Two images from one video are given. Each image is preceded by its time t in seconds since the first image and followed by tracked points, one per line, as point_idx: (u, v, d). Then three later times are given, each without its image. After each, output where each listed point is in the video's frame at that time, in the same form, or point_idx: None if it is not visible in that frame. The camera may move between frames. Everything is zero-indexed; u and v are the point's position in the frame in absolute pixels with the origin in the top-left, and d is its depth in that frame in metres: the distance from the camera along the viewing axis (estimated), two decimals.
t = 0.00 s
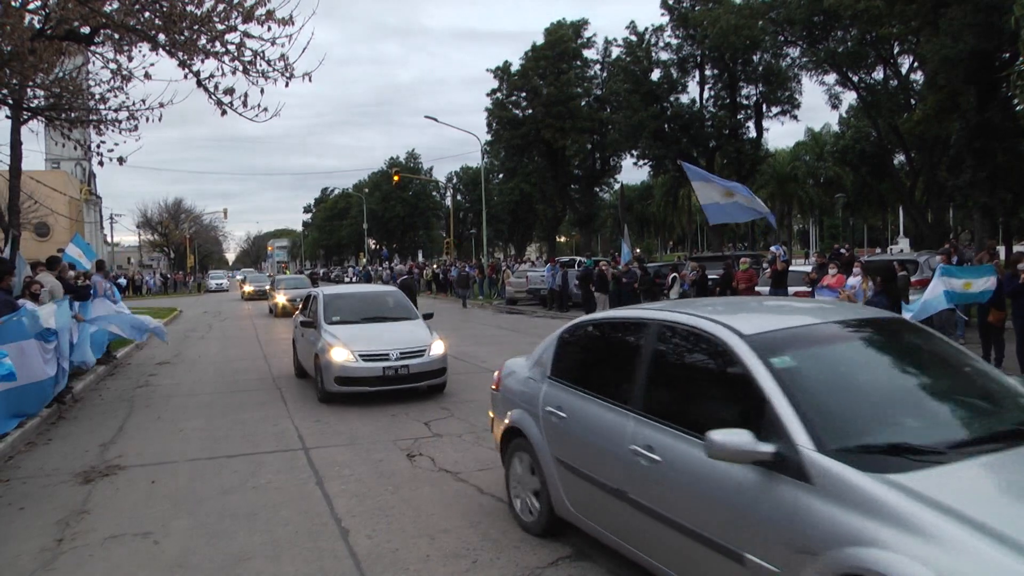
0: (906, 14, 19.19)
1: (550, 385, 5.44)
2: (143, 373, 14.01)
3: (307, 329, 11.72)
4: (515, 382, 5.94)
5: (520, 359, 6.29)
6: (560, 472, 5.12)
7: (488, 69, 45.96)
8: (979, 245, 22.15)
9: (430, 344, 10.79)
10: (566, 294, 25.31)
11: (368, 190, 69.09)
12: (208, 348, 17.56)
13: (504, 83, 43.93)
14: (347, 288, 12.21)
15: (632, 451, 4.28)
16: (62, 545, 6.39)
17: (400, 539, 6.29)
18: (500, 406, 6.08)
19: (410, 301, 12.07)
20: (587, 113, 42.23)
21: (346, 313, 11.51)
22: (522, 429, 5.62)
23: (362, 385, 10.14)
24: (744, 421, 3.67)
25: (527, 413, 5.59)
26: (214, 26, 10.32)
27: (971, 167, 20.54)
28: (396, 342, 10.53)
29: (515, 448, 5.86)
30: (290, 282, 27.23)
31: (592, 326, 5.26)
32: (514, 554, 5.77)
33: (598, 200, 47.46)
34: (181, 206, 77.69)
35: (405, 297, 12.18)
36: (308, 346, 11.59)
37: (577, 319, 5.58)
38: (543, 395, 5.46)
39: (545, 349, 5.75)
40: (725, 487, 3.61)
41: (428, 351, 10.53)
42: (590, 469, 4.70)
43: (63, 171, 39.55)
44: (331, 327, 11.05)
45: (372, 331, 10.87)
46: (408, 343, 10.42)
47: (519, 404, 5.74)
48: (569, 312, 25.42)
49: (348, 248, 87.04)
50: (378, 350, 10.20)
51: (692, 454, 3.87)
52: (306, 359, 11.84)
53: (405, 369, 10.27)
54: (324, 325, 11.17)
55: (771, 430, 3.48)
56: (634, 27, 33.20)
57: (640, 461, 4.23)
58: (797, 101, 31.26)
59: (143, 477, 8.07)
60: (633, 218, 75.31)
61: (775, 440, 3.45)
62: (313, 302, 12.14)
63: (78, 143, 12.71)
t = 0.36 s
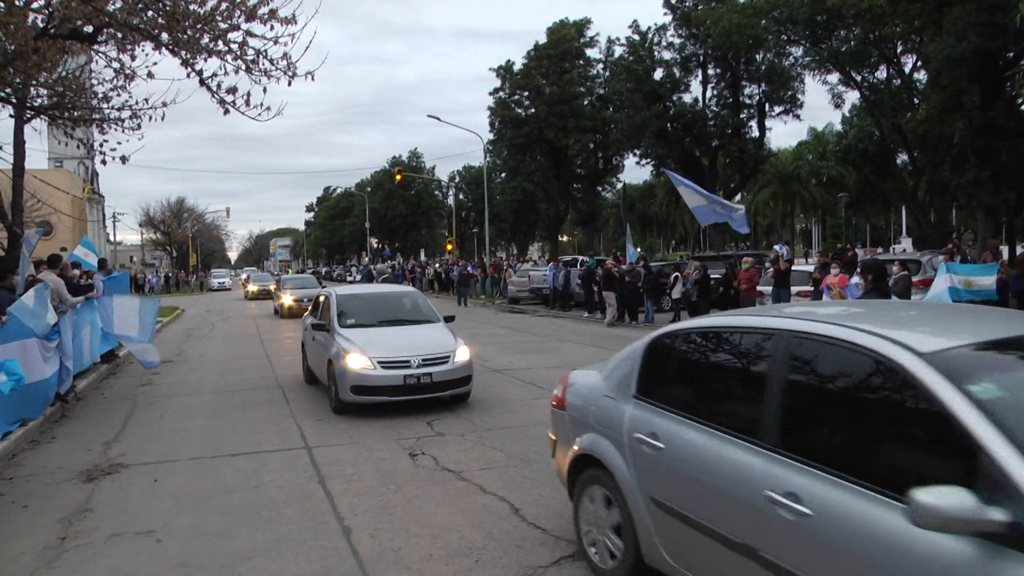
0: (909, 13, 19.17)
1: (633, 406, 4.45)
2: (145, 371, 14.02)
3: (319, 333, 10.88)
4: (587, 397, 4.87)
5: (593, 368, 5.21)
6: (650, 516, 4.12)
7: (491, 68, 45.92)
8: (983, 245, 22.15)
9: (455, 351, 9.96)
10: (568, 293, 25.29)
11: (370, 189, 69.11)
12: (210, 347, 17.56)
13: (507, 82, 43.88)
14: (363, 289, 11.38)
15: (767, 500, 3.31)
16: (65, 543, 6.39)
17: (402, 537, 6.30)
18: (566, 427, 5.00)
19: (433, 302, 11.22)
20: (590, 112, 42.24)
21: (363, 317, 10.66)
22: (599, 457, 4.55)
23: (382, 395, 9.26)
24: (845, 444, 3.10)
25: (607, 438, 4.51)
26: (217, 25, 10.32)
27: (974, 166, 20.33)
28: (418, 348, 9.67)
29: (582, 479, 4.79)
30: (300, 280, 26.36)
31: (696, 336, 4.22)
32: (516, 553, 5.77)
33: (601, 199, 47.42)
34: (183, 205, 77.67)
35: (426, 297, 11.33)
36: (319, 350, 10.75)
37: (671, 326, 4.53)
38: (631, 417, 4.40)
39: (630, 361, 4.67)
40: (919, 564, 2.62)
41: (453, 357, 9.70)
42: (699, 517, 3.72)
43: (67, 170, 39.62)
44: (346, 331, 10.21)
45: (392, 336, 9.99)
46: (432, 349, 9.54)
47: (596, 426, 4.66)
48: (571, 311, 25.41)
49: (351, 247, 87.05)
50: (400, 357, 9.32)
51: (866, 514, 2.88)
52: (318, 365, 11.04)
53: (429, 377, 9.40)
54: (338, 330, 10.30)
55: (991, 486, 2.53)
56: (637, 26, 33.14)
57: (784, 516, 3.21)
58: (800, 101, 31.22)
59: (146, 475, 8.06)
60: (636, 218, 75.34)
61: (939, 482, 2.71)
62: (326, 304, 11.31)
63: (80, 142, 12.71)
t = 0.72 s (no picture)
0: (914, 12, 19.17)
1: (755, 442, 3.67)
2: (150, 371, 14.03)
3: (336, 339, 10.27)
4: (688, 425, 4.09)
5: (690, 390, 4.40)
6: None
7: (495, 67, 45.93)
8: (990, 245, 22.11)
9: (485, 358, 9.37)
10: (573, 293, 25.26)
11: (374, 189, 69.14)
12: (215, 347, 17.57)
13: (511, 82, 43.90)
14: (382, 292, 10.74)
15: None
16: (70, 543, 6.40)
17: (407, 537, 6.30)
18: (662, 463, 4.20)
19: (457, 306, 10.59)
20: (594, 112, 42.22)
21: (383, 322, 10.02)
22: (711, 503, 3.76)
23: (408, 408, 8.61)
24: (886, 446, 3.06)
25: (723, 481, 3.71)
26: (222, 24, 10.33)
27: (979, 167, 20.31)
28: (445, 356, 9.03)
29: (685, 527, 3.99)
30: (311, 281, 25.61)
31: (834, 355, 3.44)
32: (521, 553, 5.77)
33: (606, 199, 47.39)
34: (188, 205, 77.74)
35: (450, 301, 10.70)
36: (336, 357, 10.12)
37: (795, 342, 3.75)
38: (753, 454, 3.61)
39: (746, 384, 3.87)
40: None
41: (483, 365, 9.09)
42: None
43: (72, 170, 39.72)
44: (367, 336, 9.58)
45: (417, 343, 9.34)
46: (461, 358, 8.89)
47: (707, 464, 3.87)
48: (576, 311, 25.38)
49: (355, 247, 87.04)
50: (427, 367, 8.68)
51: None
52: (333, 373, 10.43)
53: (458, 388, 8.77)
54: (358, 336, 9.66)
55: None
56: (641, 26, 33.12)
57: None
58: (805, 100, 31.20)
59: (151, 475, 8.07)
60: (640, 217, 75.33)
61: None
62: (343, 308, 10.69)
63: (85, 141, 12.72)
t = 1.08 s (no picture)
0: (917, 13, 19.16)
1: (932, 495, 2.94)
2: (152, 371, 14.05)
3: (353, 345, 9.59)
4: (829, 467, 3.35)
5: (822, 421, 3.65)
6: None
7: (498, 67, 45.94)
8: (993, 245, 22.10)
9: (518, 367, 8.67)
10: (575, 293, 25.25)
11: (376, 189, 69.16)
12: (218, 346, 17.59)
13: (514, 82, 43.92)
14: (402, 295, 10.08)
15: None
16: (73, 543, 6.40)
17: (410, 537, 6.30)
18: (794, 511, 3.46)
19: (482, 310, 9.93)
20: (596, 112, 42.18)
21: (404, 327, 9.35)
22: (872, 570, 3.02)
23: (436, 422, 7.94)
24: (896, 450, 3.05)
25: (890, 542, 2.97)
26: (225, 24, 10.33)
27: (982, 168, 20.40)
28: (476, 365, 8.34)
29: None
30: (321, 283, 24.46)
31: None
32: (524, 553, 5.77)
33: (608, 199, 47.38)
34: (190, 204, 77.78)
35: (474, 304, 10.04)
36: (353, 364, 9.45)
37: (982, 367, 3.01)
38: (938, 513, 2.85)
39: (908, 418, 3.12)
40: None
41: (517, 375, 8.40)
42: None
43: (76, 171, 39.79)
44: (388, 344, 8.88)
45: (443, 350, 8.66)
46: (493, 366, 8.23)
47: (864, 519, 3.11)
48: (578, 311, 25.36)
49: (357, 247, 87.11)
50: (457, 376, 8.01)
51: None
52: (349, 381, 9.81)
53: (491, 400, 8.08)
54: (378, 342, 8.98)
55: None
56: (644, 26, 33.10)
57: None
58: (808, 101, 31.20)
59: (153, 475, 8.08)
60: (642, 217, 75.30)
61: None
62: (359, 312, 10.04)
63: (88, 141, 12.73)
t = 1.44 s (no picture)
0: (918, 13, 19.17)
1: None
2: (153, 372, 14.06)
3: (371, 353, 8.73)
4: None
5: None
6: None
7: (499, 68, 45.95)
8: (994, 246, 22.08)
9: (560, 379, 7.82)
10: (576, 294, 25.25)
11: (377, 189, 69.16)
12: (218, 347, 17.61)
13: (514, 83, 43.95)
14: (422, 297, 9.21)
15: None
16: (74, 543, 6.41)
17: (411, 538, 6.31)
18: None
19: (512, 314, 9.05)
20: (597, 112, 42.16)
21: (427, 333, 8.47)
22: None
23: (470, 444, 7.08)
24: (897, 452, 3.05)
25: None
26: (226, 26, 10.33)
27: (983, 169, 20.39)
28: (513, 377, 7.49)
29: None
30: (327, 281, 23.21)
31: None
32: (524, 553, 5.78)
33: (609, 200, 47.37)
34: (191, 205, 77.86)
35: (501, 306, 9.16)
36: (371, 375, 8.59)
37: None
38: None
39: None
40: None
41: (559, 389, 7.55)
42: None
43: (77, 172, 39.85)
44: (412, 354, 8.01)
45: (474, 359, 7.78)
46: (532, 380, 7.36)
47: None
48: (579, 311, 25.35)
49: (358, 248, 87.15)
50: (494, 392, 7.14)
51: None
52: (366, 394, 8.94)
53: (532, 418, 7.23)
54: (401, 351, 8.10)
55: None
56: (644, 27, 33.10)
57: None
58: (808, 101, 31.22)
59: (155, 475, 8.10)
60: (643, 218, 75.27)
61: None
62: (376, 316, 9.16)
63: (89, 143, 12.75)
